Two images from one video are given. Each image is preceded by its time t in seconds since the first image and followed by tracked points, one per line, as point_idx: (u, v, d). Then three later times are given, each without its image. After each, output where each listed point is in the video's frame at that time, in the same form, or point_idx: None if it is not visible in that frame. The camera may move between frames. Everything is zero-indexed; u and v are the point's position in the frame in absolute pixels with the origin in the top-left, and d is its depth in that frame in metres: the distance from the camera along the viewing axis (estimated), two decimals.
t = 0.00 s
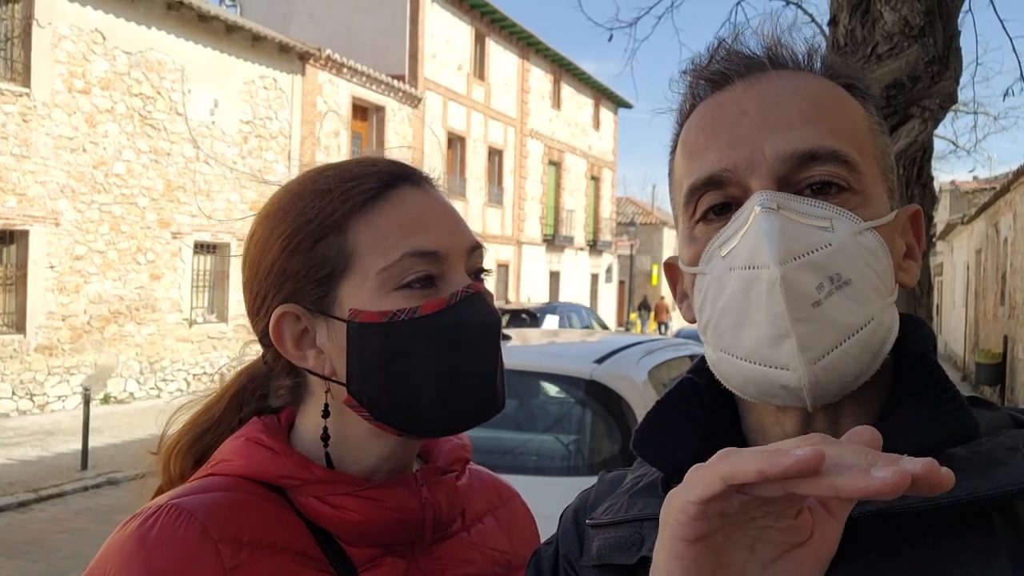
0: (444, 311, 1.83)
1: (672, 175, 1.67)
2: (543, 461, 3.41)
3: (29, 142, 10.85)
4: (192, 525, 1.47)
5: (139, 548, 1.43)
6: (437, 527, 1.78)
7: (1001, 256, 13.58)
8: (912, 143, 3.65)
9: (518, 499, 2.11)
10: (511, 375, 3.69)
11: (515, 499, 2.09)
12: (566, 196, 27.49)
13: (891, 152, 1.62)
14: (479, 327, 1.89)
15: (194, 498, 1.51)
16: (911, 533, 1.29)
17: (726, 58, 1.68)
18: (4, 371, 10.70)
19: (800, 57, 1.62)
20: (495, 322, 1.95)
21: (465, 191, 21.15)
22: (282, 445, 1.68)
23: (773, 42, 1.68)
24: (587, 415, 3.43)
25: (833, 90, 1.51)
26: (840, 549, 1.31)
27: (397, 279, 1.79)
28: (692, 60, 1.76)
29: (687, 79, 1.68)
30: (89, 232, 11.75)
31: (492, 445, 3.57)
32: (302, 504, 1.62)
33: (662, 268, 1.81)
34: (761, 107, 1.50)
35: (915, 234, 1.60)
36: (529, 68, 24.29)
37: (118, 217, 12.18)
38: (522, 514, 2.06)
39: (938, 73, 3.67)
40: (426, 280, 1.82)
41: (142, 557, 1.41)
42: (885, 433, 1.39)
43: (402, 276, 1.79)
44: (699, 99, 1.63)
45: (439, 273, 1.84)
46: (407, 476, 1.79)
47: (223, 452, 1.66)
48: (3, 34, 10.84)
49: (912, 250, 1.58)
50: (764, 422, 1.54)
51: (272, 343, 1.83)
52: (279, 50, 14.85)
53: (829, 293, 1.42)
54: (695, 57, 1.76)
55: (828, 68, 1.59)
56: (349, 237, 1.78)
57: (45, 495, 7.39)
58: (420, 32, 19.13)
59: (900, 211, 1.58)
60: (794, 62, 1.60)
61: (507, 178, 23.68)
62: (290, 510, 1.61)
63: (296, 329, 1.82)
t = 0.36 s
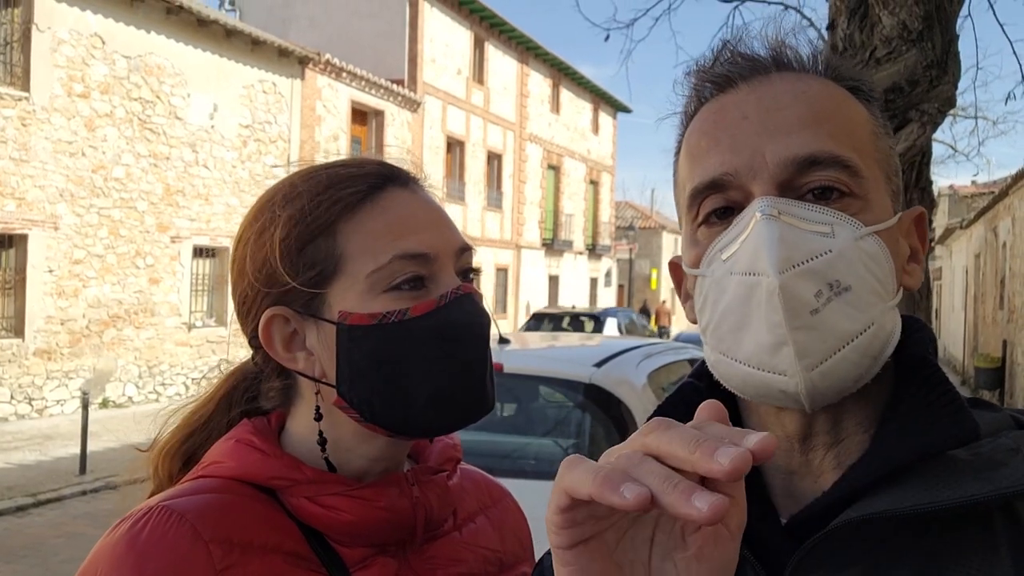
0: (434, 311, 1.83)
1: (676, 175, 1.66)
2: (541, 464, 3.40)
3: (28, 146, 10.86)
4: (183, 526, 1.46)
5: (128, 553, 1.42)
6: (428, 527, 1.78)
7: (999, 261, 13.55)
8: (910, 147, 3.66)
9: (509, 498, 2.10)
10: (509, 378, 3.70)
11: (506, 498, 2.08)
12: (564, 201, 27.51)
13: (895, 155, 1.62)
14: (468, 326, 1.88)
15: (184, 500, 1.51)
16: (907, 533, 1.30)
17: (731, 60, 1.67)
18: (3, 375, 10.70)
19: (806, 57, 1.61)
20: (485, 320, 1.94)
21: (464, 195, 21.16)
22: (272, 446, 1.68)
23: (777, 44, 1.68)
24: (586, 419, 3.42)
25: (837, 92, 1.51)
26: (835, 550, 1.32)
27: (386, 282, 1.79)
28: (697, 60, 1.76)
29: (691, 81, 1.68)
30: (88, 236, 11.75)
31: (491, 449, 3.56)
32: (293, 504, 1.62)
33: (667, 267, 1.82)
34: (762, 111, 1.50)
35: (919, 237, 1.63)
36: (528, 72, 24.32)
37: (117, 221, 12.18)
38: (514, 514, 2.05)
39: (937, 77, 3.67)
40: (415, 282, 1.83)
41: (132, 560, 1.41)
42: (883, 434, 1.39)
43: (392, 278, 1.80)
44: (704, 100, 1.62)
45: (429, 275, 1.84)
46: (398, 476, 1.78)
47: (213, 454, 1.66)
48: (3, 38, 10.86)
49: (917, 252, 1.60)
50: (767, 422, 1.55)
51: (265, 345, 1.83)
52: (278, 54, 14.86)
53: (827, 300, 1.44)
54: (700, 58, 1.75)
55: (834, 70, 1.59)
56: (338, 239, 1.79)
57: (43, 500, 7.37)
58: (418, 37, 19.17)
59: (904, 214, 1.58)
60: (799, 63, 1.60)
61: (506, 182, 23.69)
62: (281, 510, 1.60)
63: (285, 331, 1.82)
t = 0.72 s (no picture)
0: (356, 302, 1.78)
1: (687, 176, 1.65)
2: (541, 468, 3.38)
3: (27, 150, 10.85)
4: (164, 540, 1.46)
5: (111, 565, 1.42)
6: (419, 534, 1.77)
7: (998, 265, 13.55)
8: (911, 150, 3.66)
9: (508, 504, 2.09)
10: (507, 382, 3.70)
11: (505, 503, 2.07)
12: (564, 204, 27.52)
13: (913, 163, 1.60)
14: (389, 326, 1.78)
15: (168, 513, 1.50)
16: (910, 539, 1.29)
17: (748, 61, 1.66)
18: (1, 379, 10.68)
19: (825, 60, 1.59)
20: (429, 327, 1.83)
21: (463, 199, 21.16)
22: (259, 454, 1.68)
23: (800, 46, 1.66)
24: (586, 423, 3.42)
25: (851, 96, 1.49)
26: (839, 558, 1.31)
27: (321, 265, 1.81)
28: (717, 61, 1.75)
29: (709, 81, 1.67)
30: (86, 240, 11.74)
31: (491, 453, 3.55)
32: (280, 514, 1.62)
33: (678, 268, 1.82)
34: (773, 114, 1.49)
35: (934, 246, 1.61)
36: (527, 76, 24.33)
37: (115, 225, 12.17)
38: (512, 519, 2.04)
39: (937, 80, 3.69)
40: (348, 272, 1.81)
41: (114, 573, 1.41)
42: (887, 441, 1.39)
43: (328, 263, 1.81)
44: (722, 100, 1.60)
45: (365, 267, 1.80)
46: (387, 484, 1.78)
47: (201, 464, 1.67)
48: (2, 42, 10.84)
49: (927, 262, 1.60)
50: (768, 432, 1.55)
51: (255, 321, 1.97)
52: (277, 58, 14.86)
53: (820, 309, 1.44)
54: (720, 59, 1.75)
55: (855, 75, 1.56)
56: (308, 222, 1.86)
57: (41, 504, 7.35)
58: (417, 41, 19.18)
59: (917, 223, 1.58)
60: (819, 65, 1.57)
61: (505, 185, 23.70)
62: (268, 520, 1.60)
63: (271, 311, 1.93)
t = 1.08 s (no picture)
0: (351, 316, 1.77)
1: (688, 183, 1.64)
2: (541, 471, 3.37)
3: (26, 153, 10.84)
4: (164, 542, 1.45)
5: (112, 564, 1.43)
6: (424, 535, 1.76)
7: (998, 268, 13.55)
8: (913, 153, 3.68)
9: (524, 504, 2.07)
10: (507, 385, 3.71)
11: (521, 505, 2.06)
12: (563, 207, 27.53)
13: (916, 164, 1.59)
14: (381, 341, 1.76)
15: (171, 514, 1.50)
16: (913, 535, 1.28)
17: (747, 65, 1.64)
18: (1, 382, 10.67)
19: (826, 61, 1.57)
20: (425, 341, 1.81)
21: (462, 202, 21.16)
22: (265, 458, 1.69)
23: (799, 48, 1.64)
24: (587, 426, 3.42)
25: (851, 103, 1.48)
26: (844, 552, 1.30)
27: (321, 275, 1.81)
28: (718, 63, 1.74)
29: (708, 87, 1.66)
30: (85, 243, 11.73)
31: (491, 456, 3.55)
32: (283, 517, 1.62)
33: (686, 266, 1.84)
34: (772, 126, 1.47)
35: (940, 245, 1.61)
36: (527, 79, 24.35)
37: (115, 228, 12.16)
38: (526, 520, 2.02)
39: (936, 82, 3.71)
40: (348, 283, 1.79)
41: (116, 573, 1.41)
42: (893, 440, 1.38)
43: (327, 273, 1.80)
44: (722, 105, 1.59)
45: (363, 280, 1.79)
46: (391, 486, 1.77)
47: (207, 469, 1.68)
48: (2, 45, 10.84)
49: (934, 261, 1.60)
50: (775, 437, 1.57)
51: (265, 319, 1.98)
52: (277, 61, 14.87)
53: (821, 323, 1.47)
54: (720, 61, 1.73)
55: (856, 77, 1.54)
56: (313, 229, 1.86)
57: (40, 507, 7.34)
58: (417, 44, 19.20)
59: (922, 224, 1.57)
60: (820, 67, 1.56)
61: (504, 188, 23.71)
62: (273, 523, 1.61)
63: (280, 311, 1.93)
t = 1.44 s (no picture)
0: (349, 336, 1.78)
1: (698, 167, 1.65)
2: (539, 474, 3.38)
3: (25, 155, 10.85)
4: (165, 551, 1.46)
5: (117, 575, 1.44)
6: (423, 541, 1.76)
7: (997, 270, 13.56)
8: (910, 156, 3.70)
9: (531, 505, 2.07)
10: (506, 387, 3.71)
11: (528, 505, 2.05)
12: (562, 209, 27.53)
13: (921, 174, 1.60)
14: (379, 364, 1.78)
15: (174, 523, 1.51)
16: (899, 543, 1.28)
17: (767, 61, 1.65)
18: None
19: (845, 63, 1.58)
20: (423, 359, 1.82)
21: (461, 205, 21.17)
22: (267, 466, 1.71)
23: (817, 50, 1.65)
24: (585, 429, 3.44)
25: (870, 103, 1.49)
26: (834, 557, 1.30)
27: (321, 293, 1.81)
28: (735, 60, 1.74)
29: (726, 79, 1.67)
30: (84, 245, 11.73)
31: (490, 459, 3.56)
32: (285, 523, 1.63)
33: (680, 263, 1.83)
34: (789, 111, 1.48)
35: (937, 258, 1.61)
36: (525, 82, 24.36)
37: (113, 231, 12.16)
38: (532, 522, 2.02)
39: (933, 86, 3.73)
40: (347, 302, 1.80)
41: None
42: (881, 440, 1.38)
43: (326, 292, 1.80)
44: (737, 98, 1.60)
45: (362, 298, 1.80)
46: (390, 492, 1.77)
47: (214, 478, 1.70)
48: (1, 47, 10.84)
49: (929, 274, 1.60)
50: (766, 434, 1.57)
51: (269, 327, 1.99)
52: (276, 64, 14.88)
53: (822, 300, 1.45)
54: (738, 58, 1.74)
55: (871, 85, 1.55)
56: (313, 244, 1.86)
57: (38, 510, 7.33)
58: (416, 46, 19.21)
59: (921, 233, 1.58)
60: (840, 69, 1.56)
61: (503, 191, 23.72)
62: (275, 530, 1.62)
63: (283, 319, 1.94)
